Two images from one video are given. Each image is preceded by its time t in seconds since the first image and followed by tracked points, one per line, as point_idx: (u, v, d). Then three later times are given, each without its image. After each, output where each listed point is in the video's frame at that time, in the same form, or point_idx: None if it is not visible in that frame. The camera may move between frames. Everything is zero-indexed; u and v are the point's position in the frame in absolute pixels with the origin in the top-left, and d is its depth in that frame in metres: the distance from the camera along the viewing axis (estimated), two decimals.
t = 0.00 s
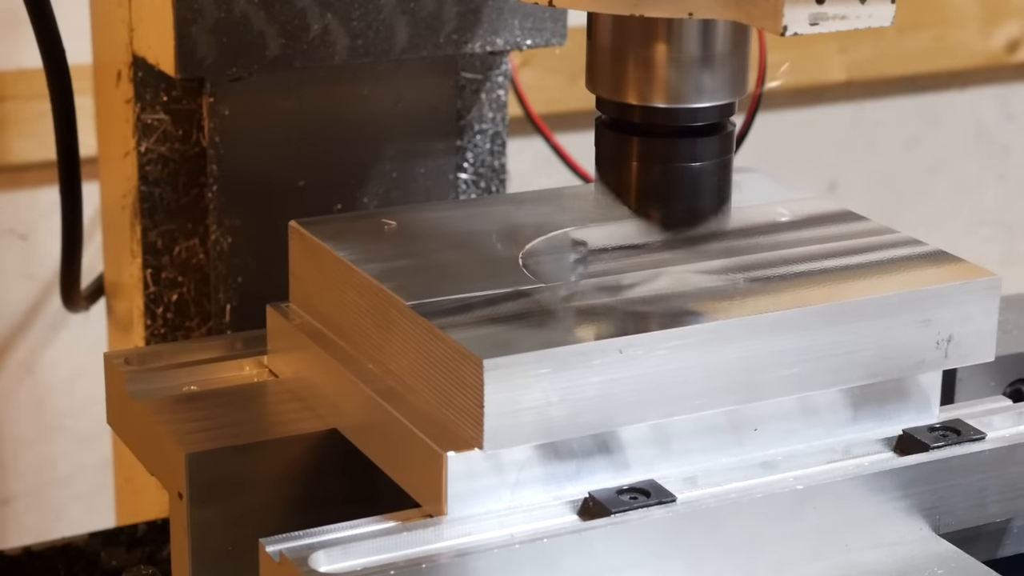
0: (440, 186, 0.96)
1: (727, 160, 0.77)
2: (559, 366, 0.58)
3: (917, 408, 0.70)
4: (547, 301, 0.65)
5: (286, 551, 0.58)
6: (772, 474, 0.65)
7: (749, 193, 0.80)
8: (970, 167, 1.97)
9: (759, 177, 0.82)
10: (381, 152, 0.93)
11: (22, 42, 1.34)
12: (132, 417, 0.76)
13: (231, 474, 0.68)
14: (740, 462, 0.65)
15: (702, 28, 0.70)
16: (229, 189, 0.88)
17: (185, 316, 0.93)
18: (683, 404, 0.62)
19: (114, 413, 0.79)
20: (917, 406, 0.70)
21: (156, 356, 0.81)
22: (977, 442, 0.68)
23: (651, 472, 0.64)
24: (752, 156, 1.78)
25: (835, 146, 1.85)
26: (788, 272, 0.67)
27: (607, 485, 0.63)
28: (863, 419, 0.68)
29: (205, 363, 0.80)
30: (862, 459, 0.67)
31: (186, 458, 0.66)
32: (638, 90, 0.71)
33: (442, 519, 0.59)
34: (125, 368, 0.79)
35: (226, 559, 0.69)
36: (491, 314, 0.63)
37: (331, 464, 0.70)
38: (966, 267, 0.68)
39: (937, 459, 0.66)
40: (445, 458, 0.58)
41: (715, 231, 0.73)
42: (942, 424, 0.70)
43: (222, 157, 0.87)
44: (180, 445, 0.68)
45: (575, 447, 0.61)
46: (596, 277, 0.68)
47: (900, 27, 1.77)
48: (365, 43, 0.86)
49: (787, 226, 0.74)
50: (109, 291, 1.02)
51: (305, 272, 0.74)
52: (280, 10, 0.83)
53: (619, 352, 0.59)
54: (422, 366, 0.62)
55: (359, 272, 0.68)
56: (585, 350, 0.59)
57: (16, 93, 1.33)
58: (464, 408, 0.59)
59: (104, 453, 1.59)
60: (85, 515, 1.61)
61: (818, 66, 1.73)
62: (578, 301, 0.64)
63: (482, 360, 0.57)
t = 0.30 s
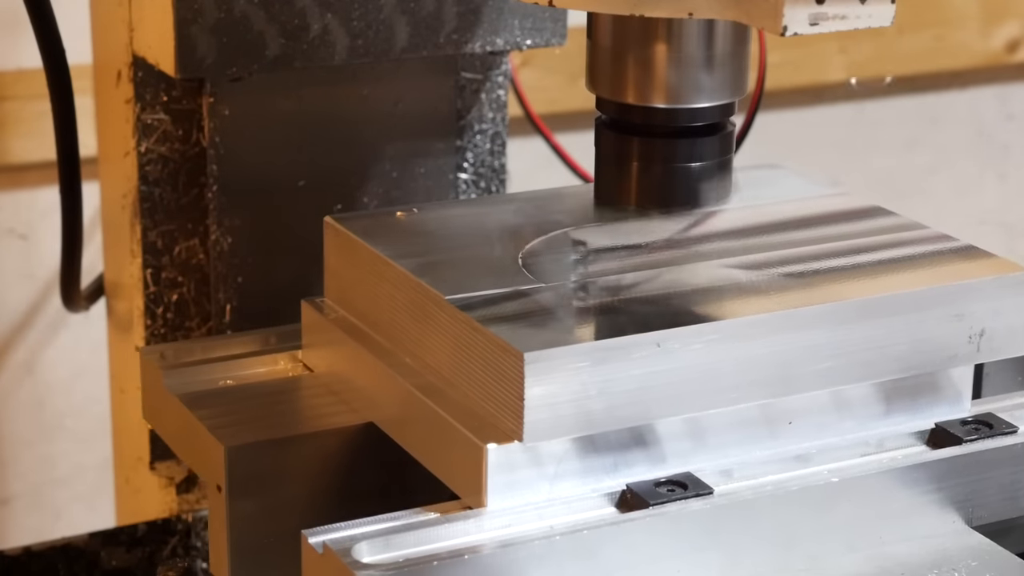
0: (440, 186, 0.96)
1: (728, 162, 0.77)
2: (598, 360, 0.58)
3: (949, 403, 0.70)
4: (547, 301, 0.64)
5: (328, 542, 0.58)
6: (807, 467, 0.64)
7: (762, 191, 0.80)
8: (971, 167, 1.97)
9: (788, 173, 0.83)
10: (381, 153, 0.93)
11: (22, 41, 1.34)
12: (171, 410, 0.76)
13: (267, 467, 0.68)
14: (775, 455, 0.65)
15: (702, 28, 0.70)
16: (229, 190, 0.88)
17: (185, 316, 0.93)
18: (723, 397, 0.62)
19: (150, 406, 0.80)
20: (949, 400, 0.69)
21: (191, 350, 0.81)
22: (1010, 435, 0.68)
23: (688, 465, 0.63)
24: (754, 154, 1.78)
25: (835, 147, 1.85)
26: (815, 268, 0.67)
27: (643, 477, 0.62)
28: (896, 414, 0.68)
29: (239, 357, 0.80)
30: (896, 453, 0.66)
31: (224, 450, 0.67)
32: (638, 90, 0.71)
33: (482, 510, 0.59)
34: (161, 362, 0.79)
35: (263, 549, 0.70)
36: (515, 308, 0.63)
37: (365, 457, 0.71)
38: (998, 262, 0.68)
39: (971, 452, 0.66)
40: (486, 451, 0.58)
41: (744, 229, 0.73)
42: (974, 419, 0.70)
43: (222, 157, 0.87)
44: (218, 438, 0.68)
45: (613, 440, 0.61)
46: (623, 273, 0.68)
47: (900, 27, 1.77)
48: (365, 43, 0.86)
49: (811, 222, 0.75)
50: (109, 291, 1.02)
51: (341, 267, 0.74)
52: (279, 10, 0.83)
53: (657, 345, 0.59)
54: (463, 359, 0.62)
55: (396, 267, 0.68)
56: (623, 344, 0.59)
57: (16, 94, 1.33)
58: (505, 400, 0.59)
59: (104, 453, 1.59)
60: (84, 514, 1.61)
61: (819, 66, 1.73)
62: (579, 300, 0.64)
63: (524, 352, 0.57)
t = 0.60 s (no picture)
0: (440, 186, 0.96)
1: (728, 161, 0.76)
2: (638, 354, 0.59)
3: (981, 397, 0.70)
4: (548, 300, 0.63)
5: (373, 534, 0.58)
6: (840, 459, 0.65)
7: (778, 192, 0.80)
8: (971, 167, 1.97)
9: (818, 169, 0.84)
10: (381, 153, 0.93)
11: (22, 41, 1.34)
12: (207, 404, 0.76)
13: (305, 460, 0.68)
14: (812, 448, 0.66)
15: (703, 28, 0.70)
16: (229, 190, 0.88)
17: (185, 316, 0.94)
18: (760, 390, 0.62)
19: (186, 400, 0.80)
20: (981, 394, 0.70)
21: (225, 345, 0.81)
22: None
23: (723, 459, 0.64)
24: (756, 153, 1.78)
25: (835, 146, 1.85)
26: (850, 264, 0.68)
27: (682, 470, 0.63)
28: (930, 407, 0.68)
29: (271, 353, 0.80)
30: (928, 446, 0.66)
31: (263, 443, 0.67)
32: (637, 90, 0.71)
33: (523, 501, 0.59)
34: (199, 356, 0.79)
35: (301, 542, 0.69)
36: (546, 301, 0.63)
37: (404, 450, 0.70)
38: None
39: (1006, 445, 0.66)
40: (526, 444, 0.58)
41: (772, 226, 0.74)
42: (1006, 412, 0.70)
43: (222, 157, 0.88)
44: (257, 431, 0.68)
45: (650, 433, 0.62)
46: (658, 269, 0.68)
47: (900, 27, 1.77)
48: (365, 43, 0.86)
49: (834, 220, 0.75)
50: (109, 291, 1.02)
51: (378, 263, 0.75)
52: (280, 10, 0.83)
53: (696, 339, 0.60)
54: (503, 353, 0.63)
55: (434, 262, 0.68)
56: (661, 338, 0.59)
57: (16, 94, 1.33)
58: (544, 393, 0.59)
59: (104, 453, 1.59)
60: (84, 515, 1.61)
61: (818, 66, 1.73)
62: (579, 300, 0.64)
63: (564, 345, 0.57)
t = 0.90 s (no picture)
0: (440, 186, 0.96)
1: (729, 161, 0.76)
2: (675, 349, 0.60)
3: (1012, 392, 0.70)
4: (548, 300, 0.63)
5: (414, 525, 0.58)
6: (874, 453, 0.65)
7: (783, 189, 0.80)
8: (971, 167, 1.97)
9: (848, 165, 0.85)
10: (381, 152, 0.93)
11: (22, 41, 1.34)
12: (241, 398, 0.76)
13: (343, 454, 0.69)
14: (846, 442, 0.65)
15: (702, 28, 0.70)
16: (229, 189, 0.89)
17: (185, 316, 0.94)
18: (797, 383, 0.63)
19: (220, 394, 0.80)
20: (1012, 388, 0.70)
21: (262, 338, 0.81)
22: None
23: (758, 451, 0.64)
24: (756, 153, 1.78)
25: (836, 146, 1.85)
26: (883, 259, 0.68)
27: (720, 462, 0.63)
28: (962, 401, 0.68)
29: (301, 347, 0.80)
30: (961, 440, 0.66)
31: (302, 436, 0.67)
32: (637, 89, 0.71)
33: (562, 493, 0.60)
34: (233, 350, 0.79)
35: (338, 534, 0.70)
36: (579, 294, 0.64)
37: (438, 443, 0.71)
38: None
39: None
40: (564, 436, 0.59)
41: (800, 221, 0.75)
42: None
43: (223, 156, 0.88)
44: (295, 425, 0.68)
45: (686, 427, 0.62)
46: (700, 260, 0.69)
47: (901, 27, 1.77)
48: (365, 43, 0.86)
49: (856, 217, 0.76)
50: (109, 291, 1.02)
51: (411, 258, 0.75)
52: (279, 10, 0.83)
53: (732, 332, 0.61)
54: (538, 346, 0.63)
55: (468, 257, 0.69)
56: (700, 332, 0.60)
57: (16, 94, 1.33)
58: (582, 385, 0.60)
59: (104, 453, 1.59)
60: (84, 515, 1.61)
61: (818, 66, 1.73)
62: (578, 300, 0.63)
63: (602, 339, 0.58)
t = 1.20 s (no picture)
0: (440, 186, 0.96)
1: (729, 161, 0.76)
2: (711, 343, 0.60)
3: None
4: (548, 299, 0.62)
5: (458, 518, 0.59)
6: (908, 447, 0.65)
7: (793, 186, 0.80)
8: (971, 167, 1.98)
9: (862, 163, 0.85)
10: (381, 152, 0.93)
11: (22, 41, 1.34)
12: (276, 391, 0.76)
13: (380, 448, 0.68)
14: (880, 435, 0.66)
15: (703, 28, 0.70)
16: (229, 189, 0.89)
17: (185, 316, 0.94)
18: (832, 375, 0.64)
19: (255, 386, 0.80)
20: None
21: (296, 333, 0.81)
22: None
23: (792, 445, 0.64)
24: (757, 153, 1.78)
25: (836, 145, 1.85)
26: (916, 254, 0.69)
27: (756, 455, 0.63)
28: (995, 395, 0.69)
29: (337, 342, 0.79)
30: (994, 434, 0.66)
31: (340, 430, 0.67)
32: (637, 90, 0.71)
33: (601, 486, 0.60)
34: (269, 344, 0.78)
35: (374, 526, 0.70)
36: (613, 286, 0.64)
37: (473, 435, 0.71)
38: None
39: None
40: (603, 430, 0.59)
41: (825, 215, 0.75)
42: None
43: (223, 157, 0.88)
44: (333, 418, 0.68)
45: (724, 420, 0.62)
46: (740, 253, 0.69)
47: (901, 27, 1.77)
48: (365, 43, 0.86)
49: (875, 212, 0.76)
50: (109, 291, 1.02)
51: (446, 253, 0.75)
52: (279, 10, 0.83)
53: (770, 327, 0.61)
54: (576, 341, 0.64)
55: (503, 252, 0.69)
56: (739, 325, 0.61)
57: (16, 94, 1.33)
58: (622, 378, 0.60)
59: (104, 453, 1.59)
60: (84, 514, 1.61)
61: (818, 66, 1.73)
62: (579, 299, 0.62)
63: (642, 333, 0.58)
